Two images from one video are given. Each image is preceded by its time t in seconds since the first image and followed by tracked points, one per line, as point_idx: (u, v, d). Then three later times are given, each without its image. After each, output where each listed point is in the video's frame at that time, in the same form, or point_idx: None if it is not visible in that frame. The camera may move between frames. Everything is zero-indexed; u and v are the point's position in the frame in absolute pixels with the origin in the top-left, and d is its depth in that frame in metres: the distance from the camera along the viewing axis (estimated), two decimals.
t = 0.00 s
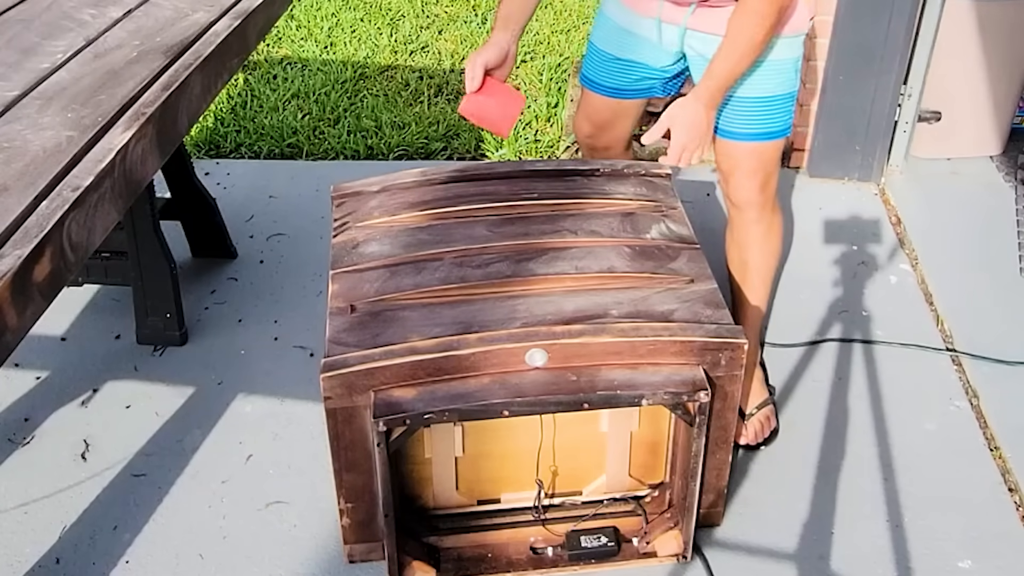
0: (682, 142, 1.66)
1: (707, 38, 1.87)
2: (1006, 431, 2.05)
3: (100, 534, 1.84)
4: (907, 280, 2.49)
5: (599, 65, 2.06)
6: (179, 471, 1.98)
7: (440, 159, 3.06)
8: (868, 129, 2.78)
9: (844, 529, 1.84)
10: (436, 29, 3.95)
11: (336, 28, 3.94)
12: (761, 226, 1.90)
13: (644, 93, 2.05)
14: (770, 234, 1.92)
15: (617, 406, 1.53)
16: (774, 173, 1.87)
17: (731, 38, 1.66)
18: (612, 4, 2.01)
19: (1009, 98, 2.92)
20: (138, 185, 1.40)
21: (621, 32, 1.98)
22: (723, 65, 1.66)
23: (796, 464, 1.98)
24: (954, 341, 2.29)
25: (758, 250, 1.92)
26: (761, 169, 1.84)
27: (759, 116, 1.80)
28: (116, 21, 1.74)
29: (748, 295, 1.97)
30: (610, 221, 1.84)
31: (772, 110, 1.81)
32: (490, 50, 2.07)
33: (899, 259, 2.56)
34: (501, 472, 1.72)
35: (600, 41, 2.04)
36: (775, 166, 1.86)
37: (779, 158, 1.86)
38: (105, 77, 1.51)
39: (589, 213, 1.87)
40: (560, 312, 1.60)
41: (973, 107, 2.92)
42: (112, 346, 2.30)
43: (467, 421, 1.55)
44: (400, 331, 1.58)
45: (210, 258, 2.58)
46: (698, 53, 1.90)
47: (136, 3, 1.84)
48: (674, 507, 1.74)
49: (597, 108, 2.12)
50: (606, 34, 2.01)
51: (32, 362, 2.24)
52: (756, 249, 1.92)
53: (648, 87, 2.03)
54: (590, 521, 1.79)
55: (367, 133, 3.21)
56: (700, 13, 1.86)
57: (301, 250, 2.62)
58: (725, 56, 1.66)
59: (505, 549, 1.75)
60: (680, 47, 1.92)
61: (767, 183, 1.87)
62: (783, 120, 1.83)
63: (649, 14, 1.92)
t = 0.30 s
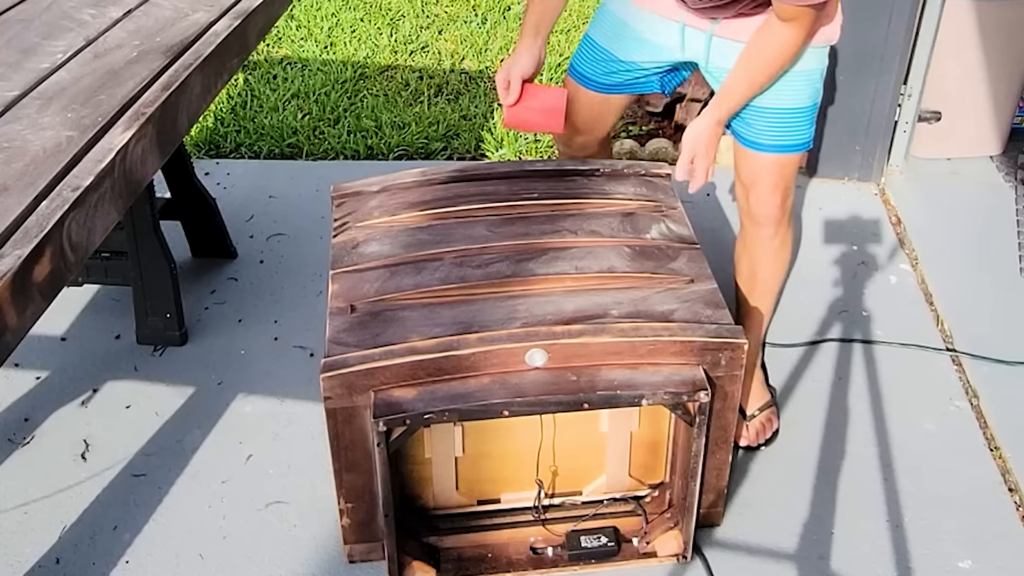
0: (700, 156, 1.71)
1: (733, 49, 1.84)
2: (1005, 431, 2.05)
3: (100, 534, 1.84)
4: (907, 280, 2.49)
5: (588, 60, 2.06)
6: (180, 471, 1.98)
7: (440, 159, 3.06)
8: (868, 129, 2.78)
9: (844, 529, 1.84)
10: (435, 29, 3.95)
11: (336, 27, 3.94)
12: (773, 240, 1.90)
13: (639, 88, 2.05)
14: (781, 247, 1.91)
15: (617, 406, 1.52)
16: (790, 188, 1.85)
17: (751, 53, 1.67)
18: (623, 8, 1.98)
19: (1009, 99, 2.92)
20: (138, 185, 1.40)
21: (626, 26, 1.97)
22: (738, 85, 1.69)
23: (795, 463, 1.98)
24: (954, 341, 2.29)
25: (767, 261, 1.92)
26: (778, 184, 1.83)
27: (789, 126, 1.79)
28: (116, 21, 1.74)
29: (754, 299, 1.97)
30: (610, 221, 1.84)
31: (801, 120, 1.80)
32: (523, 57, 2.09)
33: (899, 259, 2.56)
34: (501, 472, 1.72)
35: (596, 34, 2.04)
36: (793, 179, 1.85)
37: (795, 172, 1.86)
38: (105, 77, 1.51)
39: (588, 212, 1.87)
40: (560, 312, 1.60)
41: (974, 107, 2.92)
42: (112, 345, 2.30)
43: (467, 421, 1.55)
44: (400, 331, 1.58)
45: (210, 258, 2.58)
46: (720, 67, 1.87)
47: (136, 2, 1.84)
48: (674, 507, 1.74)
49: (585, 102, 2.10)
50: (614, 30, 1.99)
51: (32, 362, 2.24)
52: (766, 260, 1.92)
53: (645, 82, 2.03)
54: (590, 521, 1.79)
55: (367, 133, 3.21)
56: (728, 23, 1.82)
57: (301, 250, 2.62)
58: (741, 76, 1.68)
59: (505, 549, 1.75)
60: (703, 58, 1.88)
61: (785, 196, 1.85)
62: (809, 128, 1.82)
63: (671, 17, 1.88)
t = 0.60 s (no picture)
0: (680, 167, 1.69)
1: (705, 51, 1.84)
2: (1005, 431, 2.05)
3: (100, 534, 1.84)
4: (907, 280, 2.49)
5: (557, 66, 2.04)
6: (179, 471, 1.98)
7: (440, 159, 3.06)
8: (868, 129, 2.78)
9: (844, 529, 1.84)
10: (436, 29, 3.95)
11: (336, 27, 3.94)
12: (761, 233, 1.90)
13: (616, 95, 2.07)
14: (769, 240, 1.91)
15: (617, 406, 1.53)
16: (774, 180, 1.86)
17: (716, 60, 1.68)
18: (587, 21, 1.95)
19: (1009, 98, 2.92)
20: (139, 185, 1.40)
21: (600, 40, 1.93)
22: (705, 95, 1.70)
23: (795, 463, 1.98)
24: (954, 341, 2.29)
25: (756, 258, 1.93)
26: (764, 178, 1.83)
27: (768, 117, 1.79)
28: (116, 21, 1.74)
29: (748, 297, 1.98)
30: (610, 221, 1.84)
31: (780, 108, 1.79)
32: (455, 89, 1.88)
33: (899, 259, 2.56)
34: (501, 472, 1.72)
35: (564, 48, 2.01)
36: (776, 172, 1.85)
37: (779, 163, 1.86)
38: (106, 77, 1.51)
39: (588, 213, 1.87)
40: (560, 312, 1.60)
41: (973, 107, 2.92)
42: (112, 345, 2.30)
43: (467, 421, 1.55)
44: (400, 331, 1.58)
45: (210, 258, 2.58)
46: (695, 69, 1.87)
47: (136, 2, 1.84)
48: (674, 507, 1.74)
49: (558, 119, 2.10)
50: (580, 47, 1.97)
51: (32, 362, 2.24)
52: (755, 255, 1.92)
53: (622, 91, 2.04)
54: (590, 521, 1.79)
55: (367, 133, 3.21)
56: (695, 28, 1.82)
57: (301, 250, 2.62)
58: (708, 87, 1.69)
59: (505, 549, 1.75)
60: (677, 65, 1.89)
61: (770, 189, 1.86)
62: (789, 112, 1.81)
63: (642, 29, 1.87)
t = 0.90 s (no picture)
0: (681, 177, 1.85)
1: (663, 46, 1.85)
2: (1005, 431, 2.05)
3: (100, 534, 1.84)
4: (907, 280, 2.49)
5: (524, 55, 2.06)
6: (179, 471, 1.98)
7: (440, 159, 3.06)
8: (868, 129, 2.78)
9: (844, 528, 1.84)
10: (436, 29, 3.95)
11: (336, 28, 3.94)
12: (752, 218, 1.91)
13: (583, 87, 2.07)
14: (760, 225, 1.92)
15: (617, 406, 1.53)
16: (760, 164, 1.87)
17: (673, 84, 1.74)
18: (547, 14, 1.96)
19: (1009, 98, 2.92)
20: (138, 185, 1.40)
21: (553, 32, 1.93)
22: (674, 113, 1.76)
23: (796, 463, 1.98)
24: (954, 341, 2.29)
25: (749, 245, 1.93)
26: (749, 163, 1.84)
27: (743, 105, 1.80)
28: (117, 21, 1.74)
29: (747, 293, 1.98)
30: (610, 222, 1.84)
31: (754, 95, 1.80)
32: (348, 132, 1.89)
33: (899, 259, 2.56)
34: (501, 472, 1.72)
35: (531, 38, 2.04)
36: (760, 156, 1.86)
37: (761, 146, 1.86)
38: (105, 77, 1.51)
39: (588, 213, 1.87)
40: (560, 312, 1.60)
41: (973, 107, 2.92)
42: (112, 345, 2.30)
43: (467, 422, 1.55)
44: (400, 331, 1.58)
45: (209, 258, 2.58)
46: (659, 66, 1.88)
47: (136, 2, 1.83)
48: (674, 507, 1.74)
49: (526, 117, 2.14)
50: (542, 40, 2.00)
51: (32, 362, 2.24)
52: (749, 242, 1.93)
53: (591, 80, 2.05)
54: (590, 521, 1.79)
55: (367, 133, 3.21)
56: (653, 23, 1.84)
57: (301, 250, 2.62)
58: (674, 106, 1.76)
59: (505, 549, 1.75)
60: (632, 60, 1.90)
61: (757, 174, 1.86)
62: (764, 99, 1.83)
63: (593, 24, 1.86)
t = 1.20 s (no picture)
0: (691, 195, 1.98)
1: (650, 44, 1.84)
2: (1005, 431, 2.05)
3: (100, 534, 1.84)
4: (907, 280, 2.49)
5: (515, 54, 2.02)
6: (179, 471, 1.98)
7: (440, 159, 3.06)
8: (868, 129, 2.78)
9: (844, 528, 1.84)
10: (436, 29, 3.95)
11: (336, 27, 3.94)
12: (759, 217, 1.92)
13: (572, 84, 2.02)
14: (767, 224, 1.93)
15: (617, 406, 1.53)
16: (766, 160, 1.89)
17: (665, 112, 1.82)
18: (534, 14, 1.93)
19: (1008, 98, 2.92)
20: (138, 184, 1.40)
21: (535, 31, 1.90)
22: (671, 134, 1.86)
23: (795, 463, 1.98)
24: (954, 341, 2.29)
25: (757, 245, 1.94)
26: (756, 159, 1.86)
27: (742, 95, 1.82)
28: (116, 21, 1.74)
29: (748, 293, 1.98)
30: (610, 222, 1.84)
31: (752, 85, 1.82)
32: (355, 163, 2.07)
33: (899, 259, 2.56)
34: (500, 472, 1.72)
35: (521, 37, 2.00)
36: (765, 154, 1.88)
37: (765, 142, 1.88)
38: (105, 77, 1.51)
39: (588, 212, 1.87)
40: (560, 312, 1.60)
41: (972, 107, 2.92)
42: (112, 345, 2.30)
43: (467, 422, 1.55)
44: (400, 331, 1.58)
45: (210, 258, 2.58)
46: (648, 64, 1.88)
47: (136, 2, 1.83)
48: (674, 507, 1.74)
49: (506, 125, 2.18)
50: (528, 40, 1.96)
51: (32, 362, 2.23)
52: (756, 242, 1.94)
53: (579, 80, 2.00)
54: (590, 521, 1.79)
55: (367, 133, 3.21)
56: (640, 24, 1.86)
57: (301, 250, 2.62)
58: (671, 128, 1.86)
59: (505, 549, 1.75)
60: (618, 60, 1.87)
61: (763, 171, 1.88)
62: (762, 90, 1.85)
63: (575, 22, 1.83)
